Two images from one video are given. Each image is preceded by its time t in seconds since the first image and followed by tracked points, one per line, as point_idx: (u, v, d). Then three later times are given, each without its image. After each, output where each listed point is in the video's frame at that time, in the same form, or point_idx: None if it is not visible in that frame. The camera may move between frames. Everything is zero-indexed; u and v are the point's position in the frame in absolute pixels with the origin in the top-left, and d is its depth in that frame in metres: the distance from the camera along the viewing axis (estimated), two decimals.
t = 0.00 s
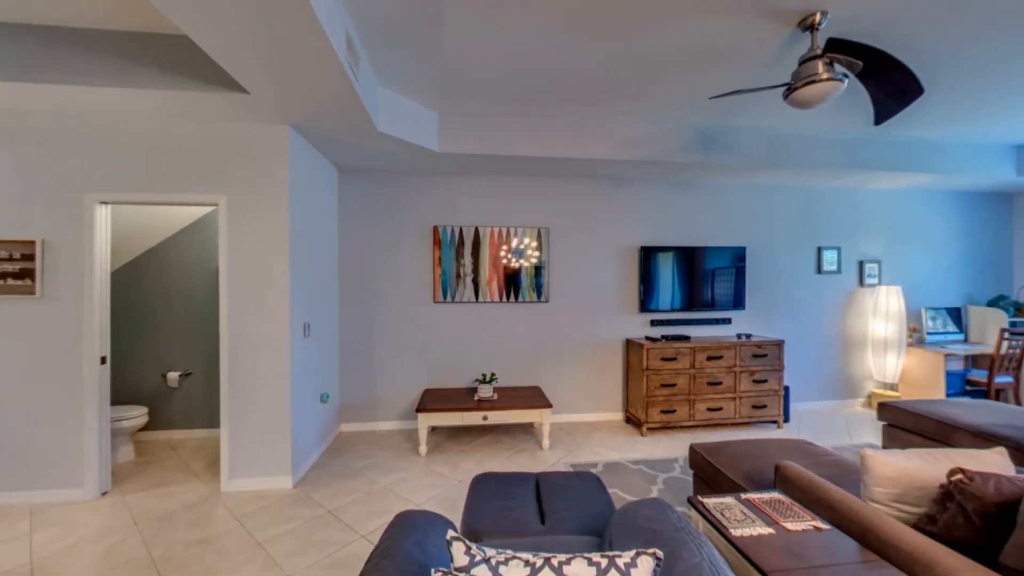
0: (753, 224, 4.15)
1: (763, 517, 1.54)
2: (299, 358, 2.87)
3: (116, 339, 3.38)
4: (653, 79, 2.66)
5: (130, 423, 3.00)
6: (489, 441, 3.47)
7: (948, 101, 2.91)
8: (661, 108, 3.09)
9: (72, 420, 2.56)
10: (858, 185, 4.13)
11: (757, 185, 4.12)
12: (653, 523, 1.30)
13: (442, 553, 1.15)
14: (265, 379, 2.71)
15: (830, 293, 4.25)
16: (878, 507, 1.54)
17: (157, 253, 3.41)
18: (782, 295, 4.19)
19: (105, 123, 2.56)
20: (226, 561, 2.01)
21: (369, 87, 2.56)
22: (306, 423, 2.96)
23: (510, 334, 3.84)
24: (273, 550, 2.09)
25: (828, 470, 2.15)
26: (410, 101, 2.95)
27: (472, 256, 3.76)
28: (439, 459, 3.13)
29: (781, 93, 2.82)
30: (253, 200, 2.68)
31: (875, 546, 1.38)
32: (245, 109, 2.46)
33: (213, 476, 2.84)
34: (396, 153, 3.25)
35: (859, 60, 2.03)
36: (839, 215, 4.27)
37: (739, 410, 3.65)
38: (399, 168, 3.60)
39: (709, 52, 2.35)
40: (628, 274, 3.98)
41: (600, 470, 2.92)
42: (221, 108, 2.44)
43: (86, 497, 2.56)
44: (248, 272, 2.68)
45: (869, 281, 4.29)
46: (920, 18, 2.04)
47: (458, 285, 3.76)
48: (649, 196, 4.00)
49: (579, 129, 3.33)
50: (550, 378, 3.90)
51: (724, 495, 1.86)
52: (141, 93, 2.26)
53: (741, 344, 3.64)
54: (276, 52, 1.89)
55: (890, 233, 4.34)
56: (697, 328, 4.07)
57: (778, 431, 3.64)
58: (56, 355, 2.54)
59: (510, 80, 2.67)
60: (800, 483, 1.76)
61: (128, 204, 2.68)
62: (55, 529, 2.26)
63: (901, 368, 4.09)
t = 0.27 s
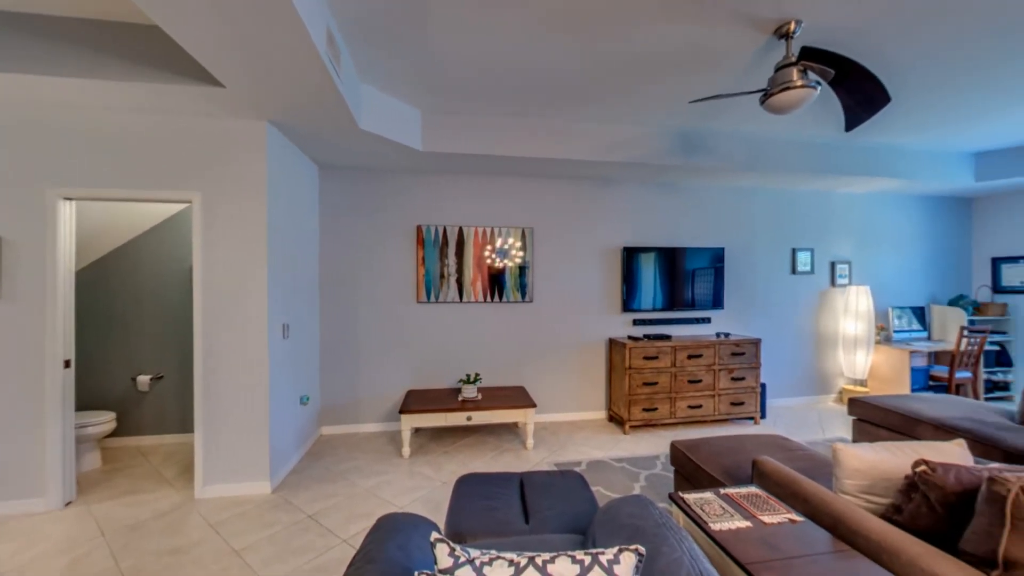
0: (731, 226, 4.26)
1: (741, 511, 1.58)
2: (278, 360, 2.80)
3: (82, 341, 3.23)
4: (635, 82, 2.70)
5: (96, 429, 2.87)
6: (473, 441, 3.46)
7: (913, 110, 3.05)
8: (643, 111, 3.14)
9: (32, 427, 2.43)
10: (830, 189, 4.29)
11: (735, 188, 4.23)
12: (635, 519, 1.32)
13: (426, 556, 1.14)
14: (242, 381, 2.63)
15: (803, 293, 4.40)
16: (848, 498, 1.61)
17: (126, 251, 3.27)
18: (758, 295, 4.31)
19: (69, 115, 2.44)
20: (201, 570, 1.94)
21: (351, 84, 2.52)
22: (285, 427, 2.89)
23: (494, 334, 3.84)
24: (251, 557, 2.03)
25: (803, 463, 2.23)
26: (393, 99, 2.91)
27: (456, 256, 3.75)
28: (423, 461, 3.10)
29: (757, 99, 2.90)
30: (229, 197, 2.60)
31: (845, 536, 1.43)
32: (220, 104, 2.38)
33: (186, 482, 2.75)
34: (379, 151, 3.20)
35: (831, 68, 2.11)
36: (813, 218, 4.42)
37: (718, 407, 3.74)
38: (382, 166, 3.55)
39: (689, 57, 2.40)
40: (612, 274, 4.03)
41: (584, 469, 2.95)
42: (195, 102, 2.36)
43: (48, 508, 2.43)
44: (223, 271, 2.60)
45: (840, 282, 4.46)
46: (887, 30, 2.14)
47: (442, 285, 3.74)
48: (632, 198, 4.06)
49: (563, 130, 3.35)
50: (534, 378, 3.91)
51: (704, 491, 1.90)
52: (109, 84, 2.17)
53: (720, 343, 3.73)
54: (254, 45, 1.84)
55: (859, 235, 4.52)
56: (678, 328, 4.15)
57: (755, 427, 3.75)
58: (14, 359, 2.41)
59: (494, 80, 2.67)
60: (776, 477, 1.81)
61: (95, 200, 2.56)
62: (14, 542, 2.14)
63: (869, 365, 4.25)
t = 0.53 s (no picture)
0: (711, 227, 4.36)
1: (720, 506, 1.62)
2: (255, 361, 2.73)
3: (43, 345, 3.08)
4: (618, 85, 2.74)
5: (60, 436, 2.74)
6: (457, 442, 3.44)
7: (880, 117, 3.18)
8: (626, 114, 3.18)
9: None
10: (804, 192, 4.44)
11: (714, 190, 4.33)
12: (618, 516, 1.34)
13: (409, 558, 1.13)
14: (218, 384, 2.55)
15: (779, 293, 4.54)
16: (821, 491, 1.67)
17: (92, 249, 3.13)
18: (736, 295, 4.43)
19: (30, 107, 2.32)
20: None
21: (332, 80, 2.47)
22: (263, 430, 2.82)
23: (478, 334, 3.83)
24: (227, 565, 1.97)
25: (779, 458, 2.30)
26: (375, 96, 2.87)
27: (440, 255, 3.72)
28: (406, 463, 3.07)
29: (735, 104, 2.98)
30: (204, 194, 2.52)
31: (818, 527, 1.49)
32: (195, 97, 2.30)
33: (157, 490, 2.64)
34: (361, 149, 3.15)
35: (805, 76, 2.18)
36: (787, 220, 4.57)
37: (698, 404, 3.82)
38: (364, 164, 3.50)
39: (671, 61, 2.45)
40: (595, 274, 4.07)
41: (568, 468, 2.97)
42: (167, 95, 2.28)
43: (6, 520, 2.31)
44: (198, 271, 2.52)
45: (813, 282, 4.62)
46: (857, 40, 2.23)
47: (426, 285, 3.71)
48: (615, 199, 4.11)
49: (547, 130, 3.37)
50: (519, 378, 3.92)
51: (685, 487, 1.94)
52: (74, 75, 2.07)
53: (700, 342, 3.81)
54: (231, 38, 1.79)
55: (831, 237, 4.69)
56: (659, 327, 4.22)
57: (733, 424, 3.85)
58: None
59: (478, 79, 2.66)
60: (753, 472, 1.86)
61: (59, 196, 2.44)
62: None
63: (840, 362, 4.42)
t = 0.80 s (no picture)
0: (691, 228, 4.45)
1: (700, 501, 1.66)
2: (232, 364, 2.65)
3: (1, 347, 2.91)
4: (601, 87, 2.77)
5: (20, 444, 2.60)
6: (441, 443, 3.42)
7: (851, 124, 3.31)
8: (609, 116, 3.22)
9: None
10: (780, 196, 4.58)
11: (695, 192, 4.43)
12: (601, 514, 1.36)
13: (392, 562, 1.11)
14: (192, 388, 2.47)
15: (756, 293, 4.67)
16: (796, 484, 1.72)
17: (55, 247, 2.98)
18: (716, 295, 4.53)
19: None
20: None
21: (313, 75, 2.42)
22: (239, 435, 2.74)
23: (463, 334, 3.81)
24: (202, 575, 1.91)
25: (756, 454, 2.37)
26: (357, 93, 2.82)
27: (424, 255, 3.69)
28: (388, 465, 3.03)
29: (714, 108, 3.06)
30: (177, 190, 2.43)
31: (794, 519, 1.54)
32: (167, 91, 2.22)
33: (126, 498, 2.54)
34: (343, 147, 3.10)
35: (780, 82, 2.25)
36: (764, 222, 4.70)
37: (679, 402, 3.89)
38: (346, 162, 3.44)
39: (653, 65, 2.49)
40: (579, 274, 4.11)
41: (551, 467, 2.99)
42: (138, 87, 2.19)
43: None
44: (170, 270, 2.43)
45: (788, 282, 4.77)
46: (828, 49, 2.31)
47: (409, 285, 3.67)
48: (598, 200, 4.16)
49: (531, 131, 3.38)
50: (503, 378, 3.92)
51: (666, 483, 1.98)
52: (36, 63, 1.97)
53: (681, 341, 3.89)
54: (207, 30, 1.73)
55: (805, 239, 4.86)
56: (641, 326, 4.29)
57: (712, 421, 3.94)
58: None
59: (462, 78, 2.65)
60: (731, 468, 1.91)
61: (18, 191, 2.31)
62: None
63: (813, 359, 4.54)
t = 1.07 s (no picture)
0: (672, 229, 4.54)
1: (681, 497, 1.69)
2: (207, 366, 2.56)
3: None
4: (584, 89, 2.80)
5: None
6: (425, 445, 3.39)
7: (823, 130, 3.44)
8: (592, 117, 3.26)
9: None
10: (757, 198, 4.72)
11: (676, 194, 4.51)
12: (585, 512, 1.37)
13: (374, 566, 1.10)
14: (165, 391, 2.38)
15: (734, 292, 4.79)
16: (772, 478, 1.78)
17: (14, 245, 2.82)
18: (696, 295, 4.64)
19: None
20: None
21: (292, 70, 2.36)
22: (215, 439, 2.65)
23: (446, 334, 3.79)
24: None
25: (734, 449, 2.43)
26: (338, 89, 2.77)
27: (407, 255, 3.64)
28: (371, 468, 2.99)
29: (694, 112, 3.12)
30: (147, 186, 2.34)
31: (769, 512, 1.59)
32: (138, 83, 2.14)
33: (93, 508, 2.43)
34: (323, 144, 3.04)
35: (757, 88, 2.32)
36: (742, 224, 4.83)
37: (660, 400, 3.96)
38: (327, 160, 3.38)
39: (635, 68, 2.53)
40: (562, 274, 4.13)
41: (535, 466, 3.00)
42: (106, 79, 2.10)
43: None
44: (141, 269, 2.34)
45: (765, 282, 4.91)
46: (802, 57, 2.40)
47: (392, 285, 3.62)
48: (582, 201, 4.19)
49: (515, 131, 3.39)
50: (487, 378, 3.92)
51: (648, 480, 2.01)
52: None
53: (662, 340, 3.96)
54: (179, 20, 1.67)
55: (781, 240, 5.01)
56: (624, 326, 4.35)
57: (692, 418, 4.03)
58: None
59: (446, 76, 2.64)
60: (710, 463, 1.96)
61: None
62: None
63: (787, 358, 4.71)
